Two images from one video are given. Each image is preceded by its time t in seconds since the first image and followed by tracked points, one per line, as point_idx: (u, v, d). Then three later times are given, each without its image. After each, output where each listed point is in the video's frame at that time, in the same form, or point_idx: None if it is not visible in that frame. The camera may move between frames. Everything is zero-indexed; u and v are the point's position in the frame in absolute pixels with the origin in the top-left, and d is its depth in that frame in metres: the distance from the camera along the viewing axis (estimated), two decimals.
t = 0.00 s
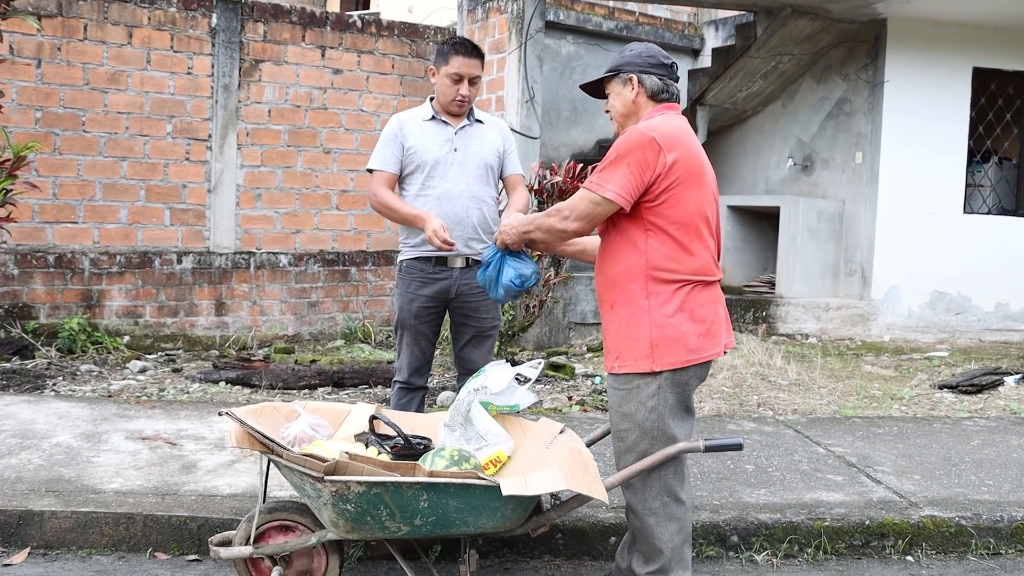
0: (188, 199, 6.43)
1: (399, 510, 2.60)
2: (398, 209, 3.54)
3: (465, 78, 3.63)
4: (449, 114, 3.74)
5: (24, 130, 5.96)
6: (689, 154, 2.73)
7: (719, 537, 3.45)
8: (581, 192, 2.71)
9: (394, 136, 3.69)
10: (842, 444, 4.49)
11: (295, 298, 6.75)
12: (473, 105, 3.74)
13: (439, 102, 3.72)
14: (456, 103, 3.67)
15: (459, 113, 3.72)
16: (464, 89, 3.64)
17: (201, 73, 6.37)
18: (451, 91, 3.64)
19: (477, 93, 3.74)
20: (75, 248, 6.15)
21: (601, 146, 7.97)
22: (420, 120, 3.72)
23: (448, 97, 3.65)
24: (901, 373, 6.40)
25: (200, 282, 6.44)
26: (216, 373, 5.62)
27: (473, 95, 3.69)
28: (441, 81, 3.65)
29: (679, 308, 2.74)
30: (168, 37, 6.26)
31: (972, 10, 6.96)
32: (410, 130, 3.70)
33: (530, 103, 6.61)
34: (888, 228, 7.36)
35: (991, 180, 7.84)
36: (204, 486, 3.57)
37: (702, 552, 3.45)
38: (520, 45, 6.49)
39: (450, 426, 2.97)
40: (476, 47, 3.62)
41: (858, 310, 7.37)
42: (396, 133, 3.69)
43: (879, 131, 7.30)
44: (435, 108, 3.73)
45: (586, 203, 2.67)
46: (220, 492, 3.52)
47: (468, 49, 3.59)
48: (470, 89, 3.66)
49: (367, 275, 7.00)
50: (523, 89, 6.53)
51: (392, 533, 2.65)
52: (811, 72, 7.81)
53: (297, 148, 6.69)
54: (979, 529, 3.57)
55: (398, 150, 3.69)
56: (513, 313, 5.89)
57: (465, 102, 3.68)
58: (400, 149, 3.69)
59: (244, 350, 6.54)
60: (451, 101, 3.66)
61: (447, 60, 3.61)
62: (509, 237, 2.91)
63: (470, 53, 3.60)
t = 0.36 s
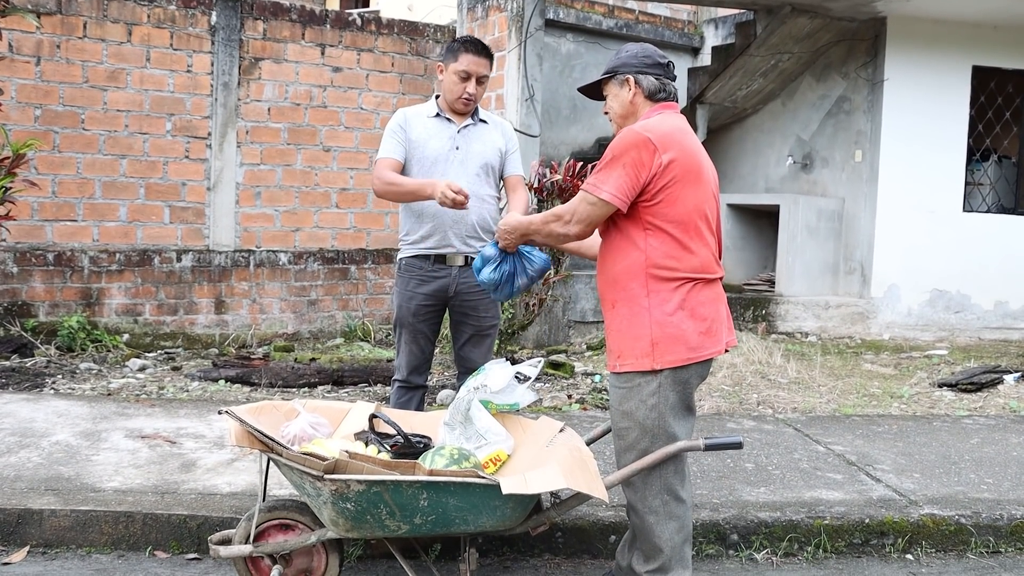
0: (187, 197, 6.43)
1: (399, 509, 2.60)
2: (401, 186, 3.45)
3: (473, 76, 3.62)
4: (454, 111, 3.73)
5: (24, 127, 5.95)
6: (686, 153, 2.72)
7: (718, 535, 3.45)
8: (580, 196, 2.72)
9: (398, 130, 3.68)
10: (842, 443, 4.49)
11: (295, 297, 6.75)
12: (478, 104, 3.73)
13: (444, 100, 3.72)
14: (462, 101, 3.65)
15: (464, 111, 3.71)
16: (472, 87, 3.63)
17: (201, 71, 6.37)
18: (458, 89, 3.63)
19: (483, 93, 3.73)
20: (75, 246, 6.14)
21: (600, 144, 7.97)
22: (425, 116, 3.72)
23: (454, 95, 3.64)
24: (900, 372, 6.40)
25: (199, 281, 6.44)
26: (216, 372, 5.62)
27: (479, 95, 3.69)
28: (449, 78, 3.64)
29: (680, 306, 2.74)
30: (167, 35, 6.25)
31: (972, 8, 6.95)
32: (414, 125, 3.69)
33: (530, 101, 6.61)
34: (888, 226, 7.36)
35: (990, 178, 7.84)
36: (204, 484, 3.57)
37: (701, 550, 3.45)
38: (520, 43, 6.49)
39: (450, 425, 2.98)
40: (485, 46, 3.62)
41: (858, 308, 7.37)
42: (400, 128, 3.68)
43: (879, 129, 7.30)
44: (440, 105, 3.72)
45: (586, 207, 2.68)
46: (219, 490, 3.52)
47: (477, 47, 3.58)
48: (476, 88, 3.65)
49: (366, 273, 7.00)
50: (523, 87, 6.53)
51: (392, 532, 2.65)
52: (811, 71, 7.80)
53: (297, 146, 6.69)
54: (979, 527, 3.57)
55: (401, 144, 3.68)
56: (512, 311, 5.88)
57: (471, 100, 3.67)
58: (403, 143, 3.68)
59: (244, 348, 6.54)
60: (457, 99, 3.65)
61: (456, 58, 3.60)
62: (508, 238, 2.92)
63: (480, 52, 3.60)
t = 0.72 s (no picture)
0: (186, 196, 6.42)
1: (399, 508, 2.60)
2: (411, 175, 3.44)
3: (480, 77, 3.61)
4: (458, 110, 3.73)
5: (23, 126, 5.95)
6: (686, 152, 2.72)
7: (718, 534, 3.45)
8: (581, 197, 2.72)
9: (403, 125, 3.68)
10: (841, 442, 4.49)
11: (294, 295, 6.75)
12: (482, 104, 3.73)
13: (450, 99, 3.72)
14: (467, 101, 3.65)
15: (469, 110, 3.71)
16: (479, 88, 3.63)
17: (200, 69, 6.36)
18: (464, 88, 3.62)
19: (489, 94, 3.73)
20: (74, 245, 6.13)
21: (600, 143, 7.96)
22: (429, 113, 3.71)
23: (460, 94, 3.64)
24: (900, 371, 6.40)
25: (199, 279, 6.43)
26: (215, 370, 5.62)
27: (485, 96, 3.68)
28: (456, 76, 3.64)
29: (679, 306, 2.74)
30: (167, 33, 6.25)
31: (971, 7, 6.95)
32: (418, 121, 3.68)
33: (529, 100, 6.60)
34: (887, 224, 7.36)
35: (989, 177, 7.85)
36: (203, 483, 3.56)
37: (701, 549, 3.45)
38: (519, 41, 6.49)
39: (450, 424, 2.97)
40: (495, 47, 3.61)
41: (857, 307, 7.37)
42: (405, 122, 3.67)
43: (879, 128, 7.29)
44: (446, 103, 3.72)
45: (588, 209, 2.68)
46: (219, 489, 3.51)
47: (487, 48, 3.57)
48: (483, 89, 3.65)
49: (366, 272, 6.99)
50: (523, 86, 6.53)
51: (392, 531, 2.65)
52: (810, 69, 7.80)
53: (296, 145, 6.68)
54: (979, 526, 3.57)
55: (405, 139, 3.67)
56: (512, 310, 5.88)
57: (476, 101, 3.66)
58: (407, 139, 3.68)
59: (243, 346, 6.54)
60: (462, 99, 3.65)
61: (464, 57, 3.60)
62: (510, 240, 2.90)
63: (489, 53, 3.59)
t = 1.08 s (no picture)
0: (186, 196, 6.41)
1: (399, 508, 2.59)
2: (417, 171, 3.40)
3: (485, 78, 3.61)
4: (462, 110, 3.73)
5: (22, 126, 5.94)
6: (682, 152, 2.71)
7: (719, 533, 3.45)
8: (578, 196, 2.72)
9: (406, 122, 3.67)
10: (841, 441, 4.49)
11: (294, 295, 6.75)
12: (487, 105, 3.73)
13: (454, 98, 3.71)
14: (471, 102, 3.65)
15: (472, 111, 3.71)
16: (483, 89, 3.62)
17: (199, 69, 6.36)
18: (469, 89, 3.62)
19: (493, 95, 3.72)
20: (73, 245, 6.13)
21: (599, 143, 7.96)
22: (433, 111, 3.71)
23: (465, 95, 3.64)
24: (899, 369, 6.40)
25: (198, 279, 6.43)
26: (215, 370, 5.61)
27: (489, 97, 3.68)
28: (461, 77, 3.63)
29: (678, 305, 2.73)
30: (165, 33, 6.24)
31: (970, 5, 6.96)
32: (422, 119, 3.68)
33: (528, 99, 6.60)
34: (887, 223, 7.36)
35: (989, 176, 7.87)
36: (203, 483, 3.56)
37: (702, 549, 3.45)
38: (518, 41, 6.50)
39: (451, 424, 2.97)
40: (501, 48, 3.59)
41: (857, 306, 7.36)
42: (408, 120, 3.66)
43: (878, 127, 7.29)
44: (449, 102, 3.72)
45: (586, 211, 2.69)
46: (219, 489, 3.51)
47: (493, 50, 3.56)
48: (488, 90, 3.64)
49: (365, 271, 6.99)
50: (522, 86, 6.52)
51: (393, 531, 2.64)
52: (809, 68, 7.80)
53: (295, 145, 6.68)
54: (979, 525, 3.57)
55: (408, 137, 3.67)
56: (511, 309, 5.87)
57: (481, 102, 3.67)
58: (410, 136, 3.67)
59: (243, 346, 6.54)
60: (466, 99, 3.65)
61: (470, 58, 3.58)
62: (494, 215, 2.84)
63: (495, 55, 3.57)
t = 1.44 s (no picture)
0: (185, 198, 6.40)
1: (399, 510, 2.59)
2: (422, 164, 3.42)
3: (491, 78, 3.59)
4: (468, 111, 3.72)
5: (21, 128, 5.93)
6: (674, 152, 2.71)
7: (718, 534, 3.45)
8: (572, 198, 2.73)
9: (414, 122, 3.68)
10: (841, 441, 4.49)
11: (293, 297, 6.76)
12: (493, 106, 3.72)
13: (460, 98, 3.71)
14: (476, 101, 3.64)
15: (478, 111, 3.70)
16: (489, 89, 3.61)
17: (198, 71, 6.35)
18: (474, 89, 3.61)
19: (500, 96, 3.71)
20: (72, 247, 6.12)
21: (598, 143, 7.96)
22: (440, 112, 3.71)
23: (471, 95, 3.63)
24: (899, 369, 6.40)
25: (198, 281, 6.44)
26: (215, 372, 5.61)
27: (496, 97, 3.66)
28: (468, 77, 3.62)
29: (673, 305, 2.73)
30: (164, 35, 6.24)
31: (968, 5, 6.96)
32: (430, 119, 3.68)
33: (527, 100, 6.60)
34: (886, 223, 7.36)
35: (988, 175, 7.84)
36: (203, 486, 3.56)
37: (701, 550, 3.44)
38: (517, 41, 6.50)
39: (450, 425, 2.97)
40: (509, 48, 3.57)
41: (856, 306, 7.37)
42: (416, 119, 3.66)
43: (876, 126, 7.29)
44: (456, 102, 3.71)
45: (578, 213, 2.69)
46: (218, 491, 3.51)
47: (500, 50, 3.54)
48: (494, 90, 3.62)
49: (365, 273, 7.00)
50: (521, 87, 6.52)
51: (392, 533, 2.64)
52: (808, 68, 7.80)
53: (295, 146, 6.68)
54: (979, 525, 3.57)
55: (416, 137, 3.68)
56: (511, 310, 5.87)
57: (487, 101, 3.65)
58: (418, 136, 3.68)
59: (242, 348, 6.54)
60: (472, 99, 3.64)
61: (477, 58, 3.56)
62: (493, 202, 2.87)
63: (501, 54, 3.55)
